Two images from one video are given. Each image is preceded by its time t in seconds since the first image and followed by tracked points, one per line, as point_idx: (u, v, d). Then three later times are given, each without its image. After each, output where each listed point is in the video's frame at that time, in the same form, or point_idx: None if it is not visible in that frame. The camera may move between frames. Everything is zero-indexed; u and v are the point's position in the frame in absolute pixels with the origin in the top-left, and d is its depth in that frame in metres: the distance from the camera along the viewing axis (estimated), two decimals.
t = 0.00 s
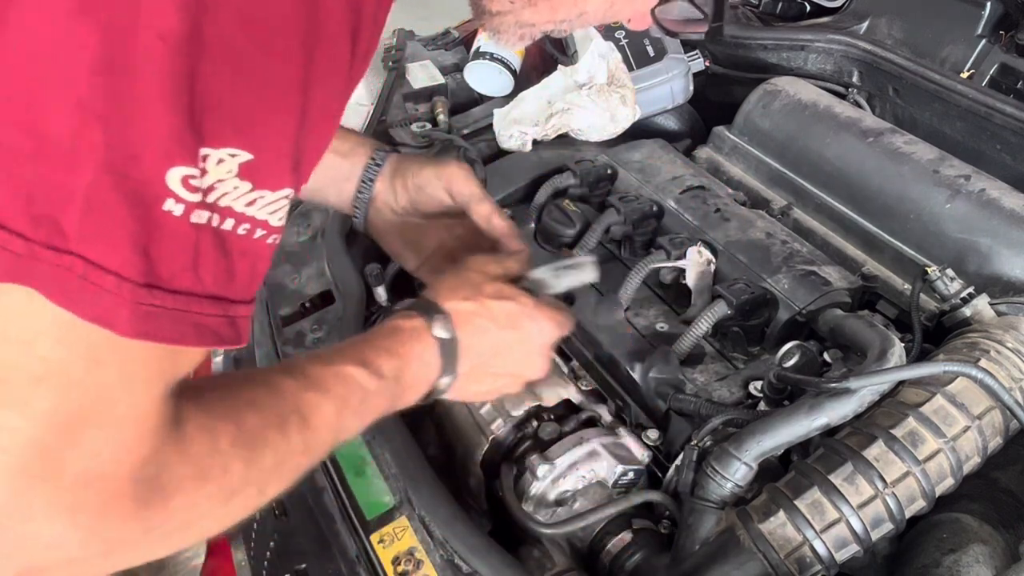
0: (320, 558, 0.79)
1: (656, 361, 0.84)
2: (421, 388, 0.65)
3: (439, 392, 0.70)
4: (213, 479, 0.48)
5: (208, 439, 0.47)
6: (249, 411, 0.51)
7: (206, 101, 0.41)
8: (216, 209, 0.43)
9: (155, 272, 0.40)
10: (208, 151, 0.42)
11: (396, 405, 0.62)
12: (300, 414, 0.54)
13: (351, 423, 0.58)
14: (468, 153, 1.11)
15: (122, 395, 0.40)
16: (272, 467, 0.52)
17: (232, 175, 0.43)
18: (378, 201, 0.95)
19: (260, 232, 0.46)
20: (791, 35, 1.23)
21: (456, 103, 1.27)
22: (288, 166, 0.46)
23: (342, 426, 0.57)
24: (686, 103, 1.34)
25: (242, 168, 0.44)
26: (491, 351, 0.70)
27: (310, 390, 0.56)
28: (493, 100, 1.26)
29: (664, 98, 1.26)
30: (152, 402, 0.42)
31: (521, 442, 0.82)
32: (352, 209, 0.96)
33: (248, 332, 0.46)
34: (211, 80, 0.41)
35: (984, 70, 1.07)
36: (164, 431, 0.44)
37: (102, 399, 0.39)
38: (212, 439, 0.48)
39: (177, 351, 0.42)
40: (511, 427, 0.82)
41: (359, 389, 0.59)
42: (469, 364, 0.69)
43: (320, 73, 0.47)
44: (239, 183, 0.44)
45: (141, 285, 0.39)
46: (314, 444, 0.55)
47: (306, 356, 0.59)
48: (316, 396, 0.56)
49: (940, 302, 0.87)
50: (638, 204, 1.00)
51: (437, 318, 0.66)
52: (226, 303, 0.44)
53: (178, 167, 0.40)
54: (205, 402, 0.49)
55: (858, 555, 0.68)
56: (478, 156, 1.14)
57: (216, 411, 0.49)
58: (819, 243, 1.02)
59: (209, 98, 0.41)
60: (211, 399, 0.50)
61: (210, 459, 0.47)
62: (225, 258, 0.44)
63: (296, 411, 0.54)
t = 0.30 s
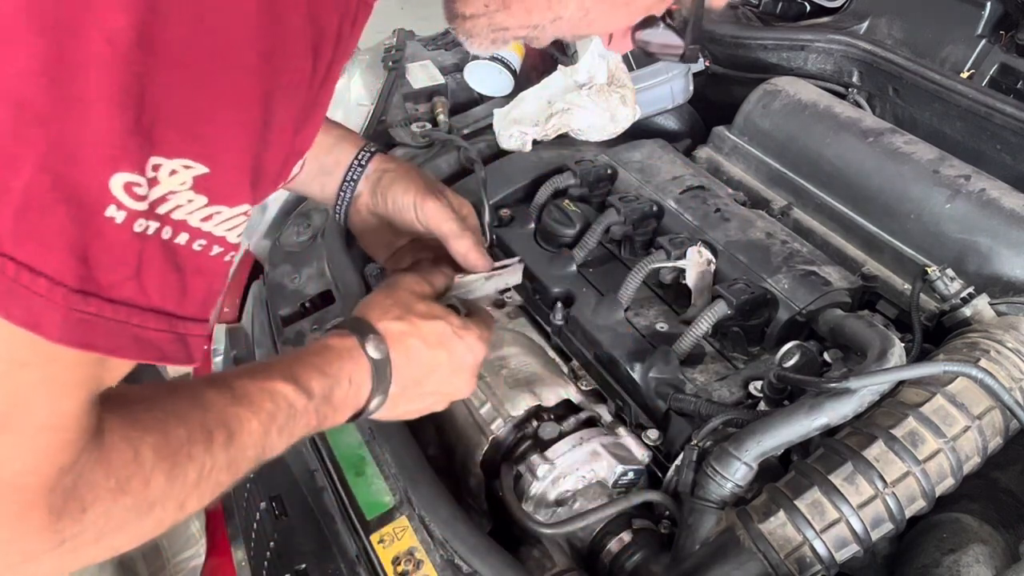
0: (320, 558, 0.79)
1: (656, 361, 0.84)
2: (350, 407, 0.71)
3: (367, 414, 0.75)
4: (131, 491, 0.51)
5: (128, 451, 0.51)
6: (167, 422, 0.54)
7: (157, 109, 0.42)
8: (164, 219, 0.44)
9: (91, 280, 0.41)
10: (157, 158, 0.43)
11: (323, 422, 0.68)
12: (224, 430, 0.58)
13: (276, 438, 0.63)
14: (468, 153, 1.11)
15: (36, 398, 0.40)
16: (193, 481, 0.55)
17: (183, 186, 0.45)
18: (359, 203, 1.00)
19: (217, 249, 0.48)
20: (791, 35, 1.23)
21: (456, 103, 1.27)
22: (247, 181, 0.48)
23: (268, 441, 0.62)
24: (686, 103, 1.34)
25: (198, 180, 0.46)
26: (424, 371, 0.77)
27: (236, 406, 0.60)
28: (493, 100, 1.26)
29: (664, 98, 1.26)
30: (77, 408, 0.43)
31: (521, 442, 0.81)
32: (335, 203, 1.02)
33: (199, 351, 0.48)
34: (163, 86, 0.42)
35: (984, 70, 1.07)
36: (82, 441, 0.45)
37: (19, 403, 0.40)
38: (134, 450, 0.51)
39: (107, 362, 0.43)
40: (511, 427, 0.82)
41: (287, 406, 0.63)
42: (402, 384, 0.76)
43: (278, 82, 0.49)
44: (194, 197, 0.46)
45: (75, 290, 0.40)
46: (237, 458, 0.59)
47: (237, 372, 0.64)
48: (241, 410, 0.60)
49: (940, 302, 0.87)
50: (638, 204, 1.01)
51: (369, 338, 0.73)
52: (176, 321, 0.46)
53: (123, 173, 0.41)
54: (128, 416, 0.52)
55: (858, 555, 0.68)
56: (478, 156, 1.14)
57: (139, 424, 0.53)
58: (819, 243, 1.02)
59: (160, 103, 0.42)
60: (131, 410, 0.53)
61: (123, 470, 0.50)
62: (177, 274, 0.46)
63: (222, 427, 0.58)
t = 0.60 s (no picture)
0: (320, 557, 0.79)
1: (657, 361, 0.84)
2: (321, 410, 0.71)
3: (347, 425, 0.73)
4: (75, 503, 0.52)
5: (70, 463, 0.52)
6: (115, 432, 0.56)
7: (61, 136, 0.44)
8: (75, 241, 0.47)
9: None
10: (63, 181, 0.45)
11: (294, 429, 0.68)
12: (179, 437, 0.59)
13: (240, 445, 0.63)
14: (468, 153, 1.11)
15: None
16: (145, 488, 0.56)
17: (93, 210, 0.47)
18: (349, 222, 1.00)
19: (136, 270, 0.50)
20: (791, 35, 1.23)
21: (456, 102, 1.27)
22: (163, 203, 0.50)
23: (230, 447, 0.63)
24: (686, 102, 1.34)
25: (109, 203, 0.48)
26: (400, 373, 0.76)
27: (192, 412, 0.61)
28: (493, 100, 1.26)
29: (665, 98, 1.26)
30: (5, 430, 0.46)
31: (521, 443, 0.81)
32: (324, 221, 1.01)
33: (121, 373, 0.51)
34: (63, 108, 0.43)
35: (984, 70, 1.07)
36: (20, 458, 0.48)
37: None
38: (76, 460, 0.52)
39: (23, 388, 0.46)
40: (511, 427, 0.82)
41: (247, 413, 0.64)
42: (378, 384, 0.75)
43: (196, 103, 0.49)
44: (106, 219, 0.48)
45: None
46: (195, 465, 0.60)
47: (198, 381, 0.65)
48: (197, 418, 0.61)
49: (940, 302, 0.87)
50: (638, 204, 1.01)
51: (331, 339, 0.73)
52: (93, 344, 0.49)
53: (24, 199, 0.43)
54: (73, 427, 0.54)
55: (858, 555, 0.68)
56: (478, 156, 1.14)
57: (84, 435, 0.54)
58: (819, 243, 1.02)
59: (61, 126, 0.44)
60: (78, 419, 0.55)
61: (67, 480, 0.51)
62: (92, 296, 0.49)
63: (174, 434, 0.59)
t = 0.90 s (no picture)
0: (320, 557, 0.79)
1: (657, 361, 0.84)
2: (304, 451, 0.72)
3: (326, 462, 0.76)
4: (32, 544, 0.53)
5: (27, 506, 0.53)
6: (84, 473, 0.57)
7: None
8: None
9: None
10: None
11: (274, 465, 0.70)
12: (153, 479, 0.60)
13: (218, 482, 0.65)
14: (468, 153, 1.11)
15: None
16: (107, 529, 0.57)
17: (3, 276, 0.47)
18: (356, 235, 1.02)
19: (52, 328, 0.51)
20: (791, 36, 1.23)
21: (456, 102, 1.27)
22: (77, 263, 0.50)
23: (206, 488, 0.64)
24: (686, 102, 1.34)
25: (17, 269, 0.48)
26: (391, 425, 0.77)
27: (172, 454, 0.62)
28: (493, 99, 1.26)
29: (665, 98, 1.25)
30: None
31: (521, 443, 0.81)
32: (330, 234, 1.03)
33: (45, 425, 0.52)
34: None
35: (985, 70, 1.07)
36: None
37: None
38: (34, 504, 0.53)
39: None
40: (511, 427, 0.82)
41: (225, 455, 0.65)
42: (367, 433, 0.77)
43: (104, 163, 0.49)
44: (14, 282, 0.48)
45: None
46: (167, 507, 0.61)
47: (178, 414, 0.66)
48: (175, 460, 0.62)
49: (940, 302, 0.87)
50: (638, 204, 1.01)
51: (336, 387, 0.74)
52: (9, 399, 0.50)
53: None
54: (33, 465, 0.55)
55: (858, 555, 0.68)
56: (478, 156, 1.14)
57: (48, 477, 0.55)
58: (819, 243, 1.02)
59: None
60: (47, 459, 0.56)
61: (23, 525, 0.53)
62: (7, 355, 0.50)
63: (149, 477, 0.60)
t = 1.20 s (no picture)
0: (320, 557, 0.79)
1: (657, 361, 0.84)
2: (304, 474, 0.72)
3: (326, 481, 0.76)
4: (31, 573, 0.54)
5: (25, 536, 0.54)
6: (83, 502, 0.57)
7: None
8: None
9: None
10: None
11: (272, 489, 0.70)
12: (153, 506, 0.60)
13: (217, 506, 0.65)
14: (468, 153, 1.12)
15: None
16: (106, 557, 0.58)
17: None
18: (365, 242, 1.02)
19: (29, 368, 0.47)
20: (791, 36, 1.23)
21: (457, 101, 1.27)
22: (55, 306, 0.46)
23: (204, 513, 0.64)
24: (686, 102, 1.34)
25: None
26: (389, 452, 0.75)
27: (173, 481, 0.62)
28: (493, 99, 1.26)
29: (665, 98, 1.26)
30: None
31: (521, 442, 0.82)
32: (340, 241, 1.03)
33: (24, 461, 0.50)
34: None
35: (985, 70, 1.07)
36: None
37: None
38: (32, 534, 0.54)
39: None
40: (512, 427, 0.83)
41: (224, 482, 0.65)
42: (365, 457, 0.76)
43: (76, 208, 0.45)
44: None
45: None
46: (166, 533, 0.61)
47: (179, 440, 0.66)
48: (174, 488, 0.62)
49: (940, 302, 0.87)
50: (638, 204, 1.01)
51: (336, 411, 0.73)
52: None
53: None
54: (34, 495, 0.55)
55: (858, 555, 0.68)
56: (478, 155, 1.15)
57: (49, 509, 0.55)
58: (819, 243, 1.02)
59: None
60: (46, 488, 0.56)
61: (20, 555, 0.53)
62: None
63: (150, 503, 0.60)
